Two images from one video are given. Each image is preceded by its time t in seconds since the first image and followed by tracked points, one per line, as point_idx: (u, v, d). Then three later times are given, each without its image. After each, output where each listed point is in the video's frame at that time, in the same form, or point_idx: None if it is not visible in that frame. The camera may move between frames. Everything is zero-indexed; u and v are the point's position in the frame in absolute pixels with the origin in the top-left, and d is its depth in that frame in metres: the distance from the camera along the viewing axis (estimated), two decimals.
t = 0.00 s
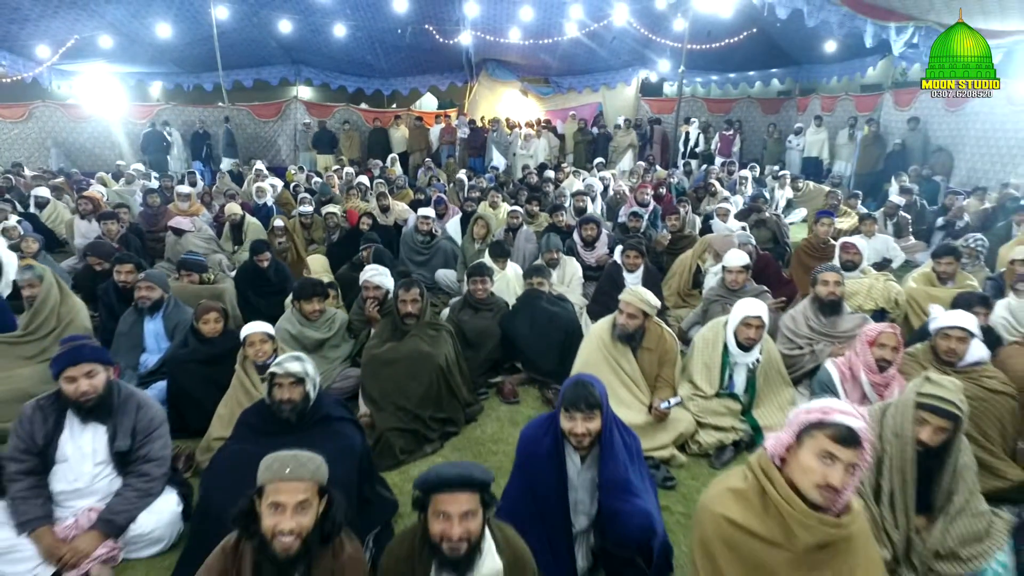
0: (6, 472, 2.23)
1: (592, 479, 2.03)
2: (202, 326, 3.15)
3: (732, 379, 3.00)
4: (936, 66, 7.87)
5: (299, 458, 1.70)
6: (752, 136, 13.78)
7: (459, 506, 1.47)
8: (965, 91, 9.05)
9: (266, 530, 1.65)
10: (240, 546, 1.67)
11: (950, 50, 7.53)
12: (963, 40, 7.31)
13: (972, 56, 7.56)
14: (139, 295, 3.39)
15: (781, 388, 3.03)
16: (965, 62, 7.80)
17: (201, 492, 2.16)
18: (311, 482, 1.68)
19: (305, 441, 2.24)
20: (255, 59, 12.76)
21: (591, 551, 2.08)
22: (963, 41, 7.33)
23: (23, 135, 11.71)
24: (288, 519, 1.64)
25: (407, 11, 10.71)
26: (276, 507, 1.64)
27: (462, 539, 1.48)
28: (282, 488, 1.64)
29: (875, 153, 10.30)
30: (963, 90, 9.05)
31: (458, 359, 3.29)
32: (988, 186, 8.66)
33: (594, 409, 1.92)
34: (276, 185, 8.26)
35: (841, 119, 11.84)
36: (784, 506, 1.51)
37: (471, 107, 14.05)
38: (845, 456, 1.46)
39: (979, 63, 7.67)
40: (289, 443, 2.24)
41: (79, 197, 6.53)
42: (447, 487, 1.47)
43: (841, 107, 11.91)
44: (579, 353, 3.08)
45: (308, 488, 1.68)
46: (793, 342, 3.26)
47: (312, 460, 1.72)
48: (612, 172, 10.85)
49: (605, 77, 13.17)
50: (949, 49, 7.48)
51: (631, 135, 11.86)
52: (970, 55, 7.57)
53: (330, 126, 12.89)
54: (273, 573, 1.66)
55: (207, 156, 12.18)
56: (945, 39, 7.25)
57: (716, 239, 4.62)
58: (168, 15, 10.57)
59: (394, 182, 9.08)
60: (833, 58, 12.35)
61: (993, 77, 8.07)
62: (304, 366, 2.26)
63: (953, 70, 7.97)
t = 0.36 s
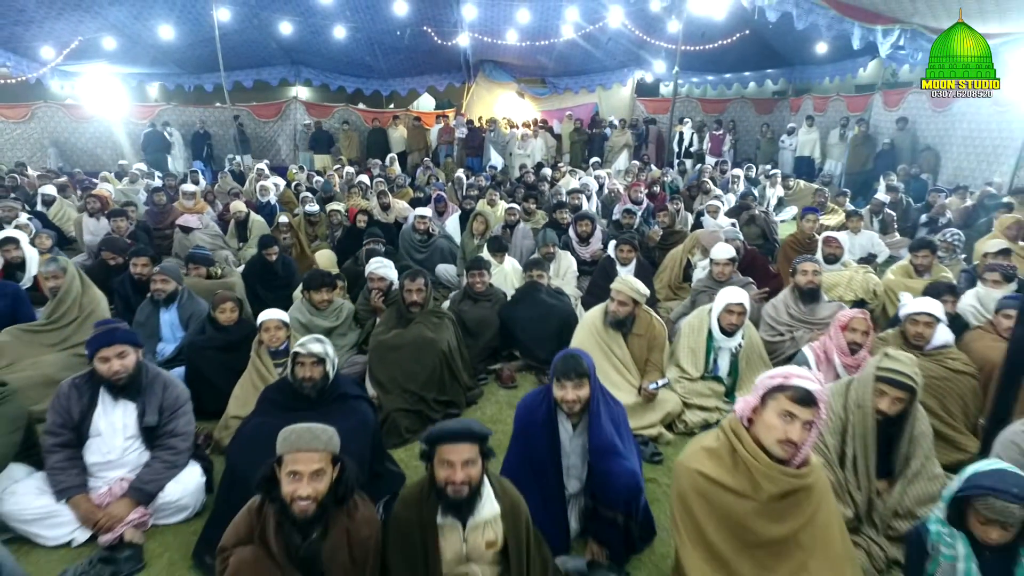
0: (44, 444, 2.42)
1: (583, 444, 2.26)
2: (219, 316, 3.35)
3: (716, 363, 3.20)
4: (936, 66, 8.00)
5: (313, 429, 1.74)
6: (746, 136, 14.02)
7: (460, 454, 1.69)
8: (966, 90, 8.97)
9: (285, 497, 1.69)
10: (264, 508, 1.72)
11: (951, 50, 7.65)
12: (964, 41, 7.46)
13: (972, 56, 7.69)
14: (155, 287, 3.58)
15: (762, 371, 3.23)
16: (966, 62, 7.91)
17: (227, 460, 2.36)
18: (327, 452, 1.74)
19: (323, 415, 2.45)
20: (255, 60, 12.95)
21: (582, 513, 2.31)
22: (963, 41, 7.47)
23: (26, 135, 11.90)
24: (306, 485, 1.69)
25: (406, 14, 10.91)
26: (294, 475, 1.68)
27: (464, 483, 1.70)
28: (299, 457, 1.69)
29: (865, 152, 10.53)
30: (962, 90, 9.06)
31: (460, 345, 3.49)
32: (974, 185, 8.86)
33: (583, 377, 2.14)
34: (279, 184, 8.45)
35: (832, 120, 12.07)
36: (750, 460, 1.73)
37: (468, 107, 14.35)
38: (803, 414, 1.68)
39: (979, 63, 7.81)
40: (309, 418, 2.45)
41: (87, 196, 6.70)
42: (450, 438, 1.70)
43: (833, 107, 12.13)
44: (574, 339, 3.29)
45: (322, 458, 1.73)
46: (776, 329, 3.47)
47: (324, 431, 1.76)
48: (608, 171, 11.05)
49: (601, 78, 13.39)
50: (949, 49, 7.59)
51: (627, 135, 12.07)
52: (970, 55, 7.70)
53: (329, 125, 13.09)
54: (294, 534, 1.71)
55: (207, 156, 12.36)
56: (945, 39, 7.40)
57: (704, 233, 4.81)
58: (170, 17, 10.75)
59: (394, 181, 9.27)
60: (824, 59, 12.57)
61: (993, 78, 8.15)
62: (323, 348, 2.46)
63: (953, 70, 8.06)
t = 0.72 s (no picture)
0: (77, 420, 2.63)
1: (575, 415, 2.48)
2: (233, 304, 3.55)
3: (702, 348, 3.40)
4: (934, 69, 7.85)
5: (326, 404, 1.87)
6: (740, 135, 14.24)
7: (462, 416, 1.90)
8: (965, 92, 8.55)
9: (303, 465, 1.84)
10: (284, 474, 1.88)
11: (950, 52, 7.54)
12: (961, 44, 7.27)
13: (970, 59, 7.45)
14: (170, 279, 3.76)
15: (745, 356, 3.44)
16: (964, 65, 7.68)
17: (246, 433, 2.55)
18: (341, 423, 1.88)
19: (334, 392, 2.65)
20: (256, 60, 13.12)
21: (575, 479, 2.53)
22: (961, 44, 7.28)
23: (30, 135, 12.07)
24: (321, 454, 1.84)
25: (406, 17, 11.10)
26: (310, 445, 1.83)
27: (465, 441, 1.91)
28: (316, 429, 1.83)
29: (856, 152, 10.76)
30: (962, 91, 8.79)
31: (460, 333, 3.69)
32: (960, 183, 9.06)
33: (574, 349, 2.38)
34: (282, 182, 8.63)
35: (824, 119, 12.29)
36: (722, 426, 1.93)
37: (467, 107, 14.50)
38: (768, 383, 1.88)
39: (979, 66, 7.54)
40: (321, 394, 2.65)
41: (96, 194, 6.88)
42: (453, 401, 1.91)
43: (825, 107, 12.34)
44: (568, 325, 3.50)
45: (336, 430, 1.87)
46: (758, 318, 3.67)
47: (336, 405, 1.90)
48: (604, 169, 11.24)
49: (598, 78, 13.59)
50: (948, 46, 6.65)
51: (622, 134, 12.30)
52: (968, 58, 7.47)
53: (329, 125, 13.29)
54: (312, 497, 1.87)
55: (209, 155, 12.54)
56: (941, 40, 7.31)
57: (693, 229, 5.00)
58: (173, 19, 10.93)
59: (394, 180, 9.46)
60: (817, 60, 12.77)
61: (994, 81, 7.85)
62: (331, 330, 2.66)
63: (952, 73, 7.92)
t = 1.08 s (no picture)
0: (105, 399, 2.83)
1: (568, 394, 2.67)
2: (246, 294, 3.74)
3: (689, 335, 3.60)
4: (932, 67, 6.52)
5: (352, 369, 2.12)
6: (735, 135, 14.50)
7: (470, 395, 2.08)
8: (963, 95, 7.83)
9: (329, 424, 2.10)
10: (310, 435, 2.12)
11: (949, 52, 6.21)
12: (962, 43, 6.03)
13: (971, 57, 6.10)
14: (185, 271, 3.95)
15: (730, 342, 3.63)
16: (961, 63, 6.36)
17: (262, 411, 2.74)
18: (363, 387, 2.13)
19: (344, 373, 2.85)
20: (257, 61, 13.31)
21: (568, 454, 2.73)
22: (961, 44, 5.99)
23: (34, 134, 12.28)
24: (345, 413, 2.08)
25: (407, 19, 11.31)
26: (336, 405, 2.08)
27: (472, 418, 2.09)
28: (342, 391, 2.07)
29: (847, 151, 10.98)
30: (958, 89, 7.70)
31: (461, 322, 3.89)
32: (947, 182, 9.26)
33: (567, 334, 2.56)
34: (284, 181, 8.82)
35: (817, 119, 12.49)
36: (701, 397, 2.12)
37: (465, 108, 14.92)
38: (741, 357, 2.07)
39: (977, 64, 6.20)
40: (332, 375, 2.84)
41: (105, 192, 7.07)
42: (462, 381, 2.09)
43: (819, 107, 12.55)
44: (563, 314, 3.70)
45: (359, 393, 2.11)
46: (743, 308, 3.87)
47: (360, 371, 2.15)
48: (600, 169, 11.42)
49: (595, 79, 13.81)
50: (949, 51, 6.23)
51: (619, 134, 12.53)
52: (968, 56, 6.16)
53: (330, 125, 13.47)
54: (334, 455, 2.12)
55: (211, 155, 12.72)
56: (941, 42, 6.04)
57: (684, 224, 5.20)
58: (177, 21, 11.11)
59: (394, 178, 9.64)
60: (810, 61, 12.96)
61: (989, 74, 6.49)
62: (335, 315, 2.85)
63: (948, 69, 6.63)
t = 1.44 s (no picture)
0: (130, 382, 3.02)
1: (563, 378, 2.84)
2: (257, 286, 3.93)
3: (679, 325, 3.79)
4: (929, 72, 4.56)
5: (367, 345, 2.36)
6: (730, 134, 14.72)
7: (474, 375, 2.28)
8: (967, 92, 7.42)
9: (347, 394, 2.34)
10: (328, 406, 2.37)
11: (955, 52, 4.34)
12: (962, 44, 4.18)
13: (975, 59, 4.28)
14: (200, 263, 4.14)
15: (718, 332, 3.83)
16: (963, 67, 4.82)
17: (278, 393, 2.94)
18: (378, 361, 2.36)
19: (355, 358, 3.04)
20: (259, 62, 13.49)
21: (564, 434, 2.87)
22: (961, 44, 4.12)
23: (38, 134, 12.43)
24: (362, 384, 2.31)
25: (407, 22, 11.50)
26: (354, 376, 2.31)
27: (476, 396, 2.29)
28: (358, 362, 2.31)
29: (840, 150, 11.13)
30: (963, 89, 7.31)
31: (462, 312, 4.08)
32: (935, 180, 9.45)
33: (561, 322, 2.75)
34: (287, 180, 9.00)
35: (811, 119, 12.69)
36: (683, 374, 2.31)
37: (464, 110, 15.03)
38: (720, 336, 2.26)
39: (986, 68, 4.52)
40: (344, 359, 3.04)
41: (114, 191, 7.25)
42: (466, 362, 2.29)
43: (813, 107, 12.75)
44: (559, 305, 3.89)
45: (374, 365, 2.34)
46: (731, 299, 4.07)
47: (374, 347, 2.38)
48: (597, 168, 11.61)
49: (592, 79, 14.06)
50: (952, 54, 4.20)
51: (615, 134, 12.88)
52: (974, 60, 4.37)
53: (331, 125, 13.67)
54: (349, 426, 2.36)
55: (214, 155, 12.88)
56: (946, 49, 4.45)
57: (676, 221, 5.38)
58: (181, 22, 11.26)
59: (395, 178, 9.82)
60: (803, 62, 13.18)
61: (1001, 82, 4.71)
62: (347, 303, 3.04)
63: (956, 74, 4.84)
